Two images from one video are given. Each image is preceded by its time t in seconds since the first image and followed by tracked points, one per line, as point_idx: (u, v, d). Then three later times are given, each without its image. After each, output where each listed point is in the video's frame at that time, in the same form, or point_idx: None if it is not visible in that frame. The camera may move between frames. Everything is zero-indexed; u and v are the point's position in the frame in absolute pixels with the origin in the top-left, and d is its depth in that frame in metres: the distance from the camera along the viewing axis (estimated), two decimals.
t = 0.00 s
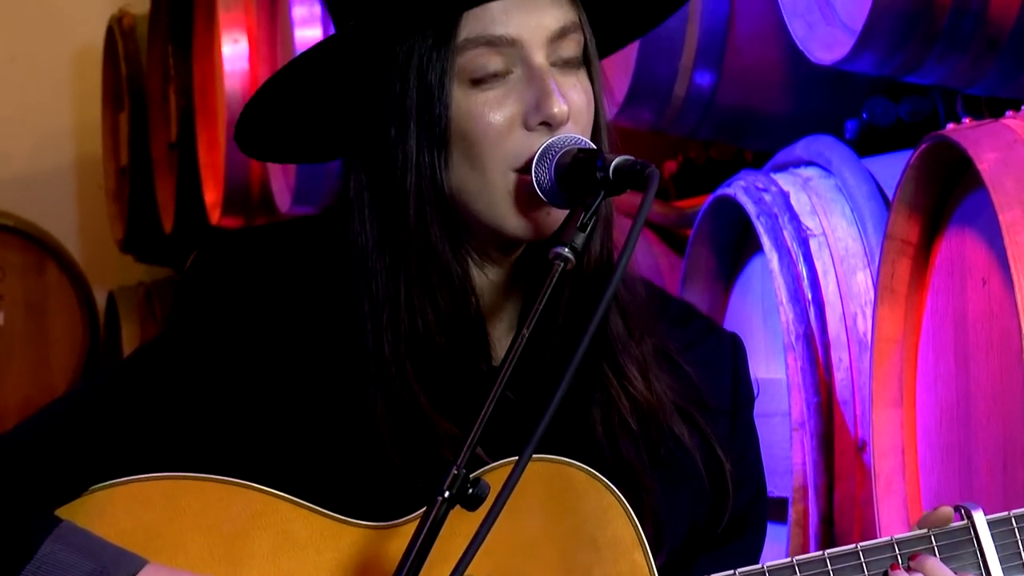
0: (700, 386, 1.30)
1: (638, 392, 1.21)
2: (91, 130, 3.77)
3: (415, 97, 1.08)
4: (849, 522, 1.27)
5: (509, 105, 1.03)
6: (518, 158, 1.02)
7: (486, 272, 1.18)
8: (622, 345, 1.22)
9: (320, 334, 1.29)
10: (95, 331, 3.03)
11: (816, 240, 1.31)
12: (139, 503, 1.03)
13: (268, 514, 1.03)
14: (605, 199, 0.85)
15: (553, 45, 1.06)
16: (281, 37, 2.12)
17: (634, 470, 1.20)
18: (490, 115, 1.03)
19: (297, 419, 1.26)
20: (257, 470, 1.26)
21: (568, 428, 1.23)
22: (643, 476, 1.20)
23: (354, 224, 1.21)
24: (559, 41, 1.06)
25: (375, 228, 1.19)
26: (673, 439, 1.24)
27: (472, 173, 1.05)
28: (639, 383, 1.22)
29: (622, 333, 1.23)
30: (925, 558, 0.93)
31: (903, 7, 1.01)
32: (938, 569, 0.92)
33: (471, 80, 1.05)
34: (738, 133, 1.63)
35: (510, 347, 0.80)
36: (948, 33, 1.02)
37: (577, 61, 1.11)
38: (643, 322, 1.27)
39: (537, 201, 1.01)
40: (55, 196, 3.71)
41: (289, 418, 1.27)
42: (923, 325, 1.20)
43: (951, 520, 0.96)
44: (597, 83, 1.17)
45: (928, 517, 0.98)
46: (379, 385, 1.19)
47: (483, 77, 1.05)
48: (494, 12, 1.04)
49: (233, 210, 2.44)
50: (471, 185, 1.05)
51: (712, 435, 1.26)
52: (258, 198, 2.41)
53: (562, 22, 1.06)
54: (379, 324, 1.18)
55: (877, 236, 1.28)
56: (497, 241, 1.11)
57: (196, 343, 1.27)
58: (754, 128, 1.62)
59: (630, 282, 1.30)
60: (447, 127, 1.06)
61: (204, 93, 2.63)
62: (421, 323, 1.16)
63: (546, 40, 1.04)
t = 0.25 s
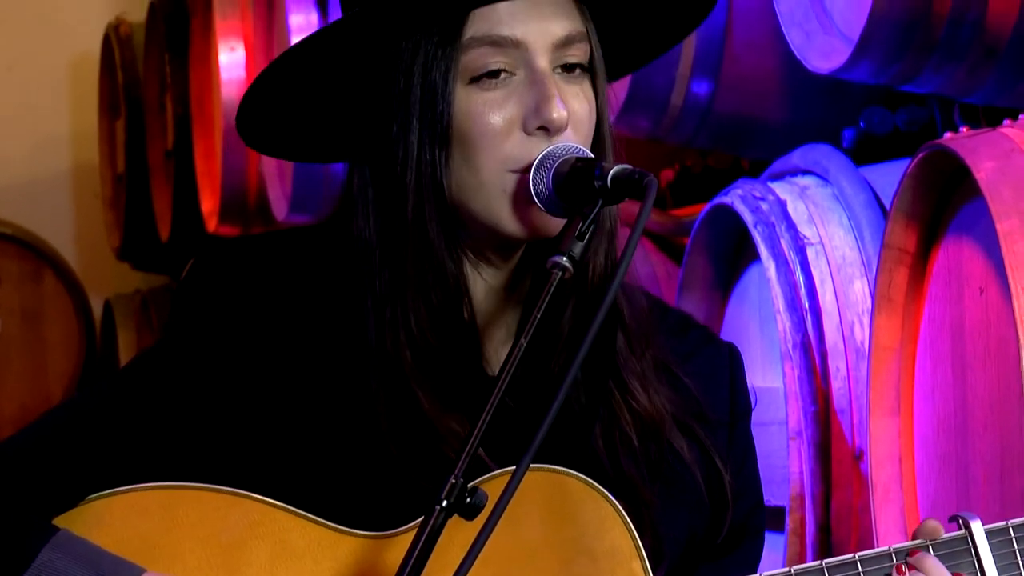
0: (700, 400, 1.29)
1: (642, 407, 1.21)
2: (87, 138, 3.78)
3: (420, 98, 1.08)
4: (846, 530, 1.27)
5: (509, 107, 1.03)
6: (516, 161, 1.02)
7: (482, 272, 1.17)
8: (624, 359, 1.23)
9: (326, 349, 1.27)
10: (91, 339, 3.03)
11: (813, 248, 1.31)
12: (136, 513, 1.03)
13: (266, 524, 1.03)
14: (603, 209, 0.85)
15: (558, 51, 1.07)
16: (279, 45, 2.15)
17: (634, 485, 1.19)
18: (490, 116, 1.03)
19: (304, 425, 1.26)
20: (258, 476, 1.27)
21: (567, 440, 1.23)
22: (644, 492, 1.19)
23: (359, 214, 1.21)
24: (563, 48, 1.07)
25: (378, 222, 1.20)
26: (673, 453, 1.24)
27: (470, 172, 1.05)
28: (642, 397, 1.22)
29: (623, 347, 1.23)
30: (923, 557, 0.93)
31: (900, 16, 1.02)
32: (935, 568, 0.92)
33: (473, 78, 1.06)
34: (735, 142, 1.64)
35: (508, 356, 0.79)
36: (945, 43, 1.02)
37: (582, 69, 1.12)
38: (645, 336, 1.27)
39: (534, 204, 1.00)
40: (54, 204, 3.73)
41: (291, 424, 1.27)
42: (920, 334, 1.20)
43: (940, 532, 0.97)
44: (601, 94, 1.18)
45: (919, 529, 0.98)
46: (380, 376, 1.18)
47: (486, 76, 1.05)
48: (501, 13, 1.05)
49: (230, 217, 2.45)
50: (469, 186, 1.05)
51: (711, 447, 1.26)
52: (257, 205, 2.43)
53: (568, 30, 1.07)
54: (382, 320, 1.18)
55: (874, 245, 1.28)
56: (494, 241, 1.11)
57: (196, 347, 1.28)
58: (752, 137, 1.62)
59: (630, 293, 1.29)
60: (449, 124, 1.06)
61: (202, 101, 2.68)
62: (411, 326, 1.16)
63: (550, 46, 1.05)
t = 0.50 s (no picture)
0: (700, 412, 1.29)
1: (643, 423, 1.22)
2: (85, 149, 3.80)
3: (423, 112, 1.10)
4: (845, 541, 1.26)
5: (509, 112, 1.04)
6: (510, 166, 1.03)
7: (491, 277, 1.17)
8: (625, 377, 1.24)
9: (328, 355, 1.29)
10: (89, 350, 3.03)
11: (812, 259, 1.31)
12: (134, 524, 1.03)
13: (264, 535, 1.03)
14: (603, 219, 0.85)
15: (561, 60, 1.08)
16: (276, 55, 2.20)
17: (634, 503, 1.19)
18: (489, 121, 1.04)
19: (292, 440, 1.27)
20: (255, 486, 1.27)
21: (567, 453, 1.23)
22: (643, 510, 1.19)
23: (362, 216, 1.22)
24: (566, 57, 1.09)
25: (382, 229, 1.20)
26: (674, 470, 1.24)
27: (469, 178, 1.06)
28: (644, 414, 1.23)
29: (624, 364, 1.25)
30: (919, 566, 0.93)
31: (896, 28, 1.02)
32: None
33: (473, 84, 1.08)
34: (736, 153, 1.64)
35: (509, 368, 0.80)
36: (943, 53, 1.02)
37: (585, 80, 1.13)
38: (646, 353, 1.28)
39: (534, 215, 1.01)
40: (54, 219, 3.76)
41: (291, 438, 1.27)
42: (919, 344, 1.19)
43: (938, 542, 0.97)
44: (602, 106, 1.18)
45: (916, 540, 0.99)
46: (382, 379, 1.19)
47: (486, 81, 1.07)
48: (503, 20, 1.07)
49: (229, 229, 2.50)
50: (469, 192, 1.07)
51: (713, 461, 1.26)
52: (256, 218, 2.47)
53: (571, 40, 1.09)
54: (385, 322, 1.19)
55: (873, 255, 1.29)
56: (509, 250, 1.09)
57: (197, 357, 1.29)
58: (751, 147, 1.62)
59: (631, 305, 1.31)
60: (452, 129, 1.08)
61: (200, 110, 2.70)
62: (416, 331, 1.16)
63: (553, 53, 1.07)
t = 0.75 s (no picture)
0: (701, 421, 1.29)
1: (645, 434, 1.22)
2: (83, 156, 3.80)
3: (427, 115, 1.09)
4: (845, 547, 1.26)
5: (512, 115, 1.04)
6: (512, 169, 1.03)
7: (489, 278, 1.17)
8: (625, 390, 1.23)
9: (329, 364, 1.29)
10: (88, 357, 3.04)
11: (812, 265, 1.31)
12: (132, 532, 1.03)
13: (263, 543, 1.03)
14: (603, 226, 0.85)
15: (565, 65, 1.09)
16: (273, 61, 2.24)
17: (633, 515, 1.19)
18: (492, 124, 1.04)
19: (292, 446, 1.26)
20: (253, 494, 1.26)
21: (569, 463, 1.22)
22: (643, 521, 1.19)
23: (364, 216, 1.21)
24: (571, 63, 1.10)
25: (385, 229, 1.19)
26: (674, 483, 1.24)
27: (470, 180, 1.06)
28: (646, 425, 1.23)
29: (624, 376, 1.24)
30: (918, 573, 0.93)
31: (896, 35, 1.02)
32: None
33: (477, 85, 1.08)
34: (736, 161, 1.63)
35: (509, 375, 0.79)
36: (943, 59, 1.02)
37: (590, 88, 1.14)
38: (647, 365, 1.26)
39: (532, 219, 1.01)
40: (50, 226, 3.76)
41: (291, 446, 1.27)
42: (918, 351, 1.19)
43: (938, 549, 0.96)
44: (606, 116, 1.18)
45: (915, 547, 0.98)
46: (385, 379, 1.18)
47: (489, 83, 1.07)
48: (509, 22, 1.08)
49: (227, 235, 2.51)
50: (470, 193, 1.07)
51: (713, 467, 1.26)
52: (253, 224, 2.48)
53: (576, 46, 1.10)
54: (387, 323, 1.18)
55: (872, 263, 1.28)
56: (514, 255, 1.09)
57: (196, 364, 1.28)
58: (750, 155, 1.62)
59: (632, 312, 1.31)
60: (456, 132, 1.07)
61: (196, 117, 2.71)
62: (413, 335, 1.16)
63: (557, 58, 1.08)
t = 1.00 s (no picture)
0: (700, 431, 1.29)
1: (645, 446, 1.22)
2: (82, 164, 3.81)
3: (430, 120, 1.09)
4: (843, 557, 1.26)
5: (514, 124, 1.04)
6: (516, 180, 1.03)
7: (493, 286, 1.16)
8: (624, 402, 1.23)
9: (329, 372, 1.28)
10: (85, 365, 3.04)
11: (811, 275, 1.31)
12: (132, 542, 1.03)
13: (262, 553, 1.03)
14: (604, 236, 0.85)
15: (568, 76, 1.09)
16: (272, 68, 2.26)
17: (631, 525, 1.19)
18: (494, 133, 1.04)
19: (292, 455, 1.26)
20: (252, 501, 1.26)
21: (568, 471, 1.22)
22: (640, 530, 1.18)
23: (364, 218, 1.21)
24: (574, 74, 1.10)
25: (386, 233, 1.19)
26: (673, 495, 1.23)
27: (472, 188, 1.07)
28: (646, 437, 1.22)
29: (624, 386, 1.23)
30: None
31: (896, 46, 1.02)
32: None
33: (481, 93, 1.08)
34: (734, 171, 1.63)
35: (509, 385, 0.79)
36: (943, 69, 1.02)
37: (591, 99, 1.14)
38: (647, 377, 1.26)
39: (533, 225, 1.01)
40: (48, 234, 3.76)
41: (289, 453, 1.26)
42: (918, 361, 1.19)
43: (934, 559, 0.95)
44: (609, 126, 1.18)
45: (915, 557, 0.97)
46: (384, 387, 1.18)
47: (493, 90, 1.08)
48: (514, 31, 1.08)
49: (226, 243, 2.51)
50: (473, 202, 1.07)
51: (711, 477, 1.26)
52: (252, 232, 2.48)
53: (580, 57, 1.10)
54: (388, 329, 1.19)
55: (872, 272, 1.28)
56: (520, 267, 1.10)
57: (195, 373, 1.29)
58: (750, 165, 1.62)
59: (632, 322, 1.31)
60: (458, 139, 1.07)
61: (196, 126, 2.72)
62: (419, 343, 1.16)
63: (561, 68, 1.08)
